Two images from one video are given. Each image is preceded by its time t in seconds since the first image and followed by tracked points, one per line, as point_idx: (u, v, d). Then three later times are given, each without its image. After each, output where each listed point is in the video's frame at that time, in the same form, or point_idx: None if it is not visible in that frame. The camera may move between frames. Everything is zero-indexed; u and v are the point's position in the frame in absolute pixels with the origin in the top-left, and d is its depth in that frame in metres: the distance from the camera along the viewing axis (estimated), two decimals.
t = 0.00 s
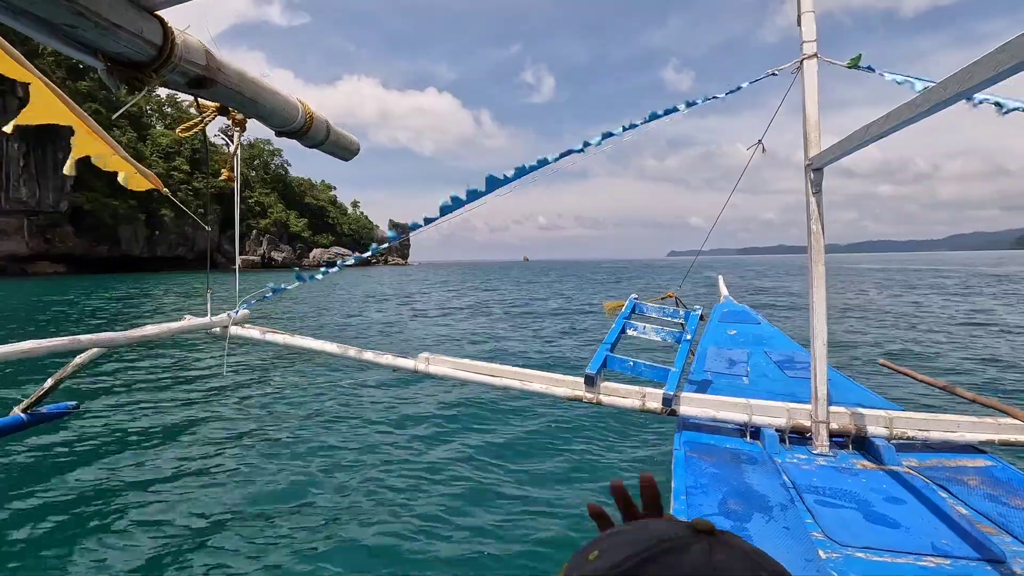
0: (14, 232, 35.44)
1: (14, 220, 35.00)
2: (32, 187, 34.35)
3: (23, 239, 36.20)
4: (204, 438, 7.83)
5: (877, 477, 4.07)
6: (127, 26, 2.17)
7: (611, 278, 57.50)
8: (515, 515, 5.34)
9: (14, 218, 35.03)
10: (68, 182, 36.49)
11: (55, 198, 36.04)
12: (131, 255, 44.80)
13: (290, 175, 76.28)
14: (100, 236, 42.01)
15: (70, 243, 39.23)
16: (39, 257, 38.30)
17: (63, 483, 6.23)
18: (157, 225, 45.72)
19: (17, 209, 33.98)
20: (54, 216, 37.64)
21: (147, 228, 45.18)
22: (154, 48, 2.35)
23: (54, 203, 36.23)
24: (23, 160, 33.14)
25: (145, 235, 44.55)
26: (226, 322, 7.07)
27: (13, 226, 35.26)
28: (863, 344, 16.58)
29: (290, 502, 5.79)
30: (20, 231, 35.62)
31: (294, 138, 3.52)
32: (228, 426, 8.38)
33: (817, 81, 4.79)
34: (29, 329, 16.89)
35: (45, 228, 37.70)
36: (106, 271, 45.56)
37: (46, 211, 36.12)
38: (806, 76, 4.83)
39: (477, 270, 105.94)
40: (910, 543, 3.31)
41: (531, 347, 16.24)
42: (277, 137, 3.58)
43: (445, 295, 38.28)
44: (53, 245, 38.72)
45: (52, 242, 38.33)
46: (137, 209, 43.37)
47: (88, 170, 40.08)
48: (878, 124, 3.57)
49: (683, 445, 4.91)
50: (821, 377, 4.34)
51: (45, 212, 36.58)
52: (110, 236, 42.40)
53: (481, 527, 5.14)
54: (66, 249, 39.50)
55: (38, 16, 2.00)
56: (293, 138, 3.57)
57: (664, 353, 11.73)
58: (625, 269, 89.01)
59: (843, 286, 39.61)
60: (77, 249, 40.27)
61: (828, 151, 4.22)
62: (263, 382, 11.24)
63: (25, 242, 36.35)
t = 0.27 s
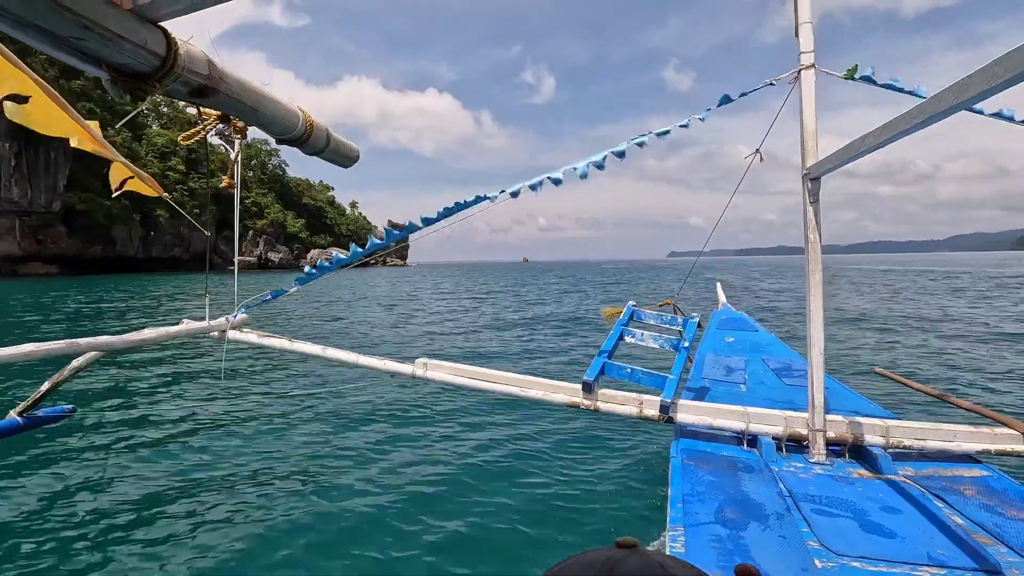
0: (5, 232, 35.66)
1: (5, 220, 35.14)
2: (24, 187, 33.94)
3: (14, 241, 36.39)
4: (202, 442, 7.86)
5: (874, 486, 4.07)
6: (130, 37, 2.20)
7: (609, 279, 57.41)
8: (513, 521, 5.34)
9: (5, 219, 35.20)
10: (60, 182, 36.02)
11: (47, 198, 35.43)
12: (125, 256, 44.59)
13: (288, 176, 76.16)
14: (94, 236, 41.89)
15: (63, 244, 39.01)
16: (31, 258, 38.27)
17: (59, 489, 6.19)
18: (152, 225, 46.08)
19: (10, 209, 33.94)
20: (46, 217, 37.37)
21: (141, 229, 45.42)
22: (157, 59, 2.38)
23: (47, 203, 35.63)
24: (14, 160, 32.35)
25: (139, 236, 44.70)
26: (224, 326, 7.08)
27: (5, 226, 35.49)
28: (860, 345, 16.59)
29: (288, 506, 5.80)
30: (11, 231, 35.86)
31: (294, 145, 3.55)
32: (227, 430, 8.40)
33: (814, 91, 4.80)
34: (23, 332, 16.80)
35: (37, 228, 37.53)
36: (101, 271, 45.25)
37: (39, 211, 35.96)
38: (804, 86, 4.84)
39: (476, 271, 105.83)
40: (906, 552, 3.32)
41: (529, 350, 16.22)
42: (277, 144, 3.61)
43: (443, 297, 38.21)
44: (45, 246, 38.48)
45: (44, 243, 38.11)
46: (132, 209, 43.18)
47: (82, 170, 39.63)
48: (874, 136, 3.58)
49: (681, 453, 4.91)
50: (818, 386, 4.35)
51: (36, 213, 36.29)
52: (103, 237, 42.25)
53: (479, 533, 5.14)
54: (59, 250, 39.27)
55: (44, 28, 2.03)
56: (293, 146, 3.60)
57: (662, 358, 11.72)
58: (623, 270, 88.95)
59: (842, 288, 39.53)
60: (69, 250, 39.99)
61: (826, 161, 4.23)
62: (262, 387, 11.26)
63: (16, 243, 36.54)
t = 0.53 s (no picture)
0: None
1: None
2: (14, 186, 33.81)
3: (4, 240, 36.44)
4: (199, 439, 7.87)
5: (870, 498, 4.06)
6: (146, 40, 2.20)
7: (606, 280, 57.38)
8: (511, 525, 5.34)
9: None
10: (51, 181, 35.43)
11: (37, 197, 35.12)
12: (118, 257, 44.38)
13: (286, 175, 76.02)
14: (85, 236, 41.55)
15: (54, 244, 38.88)
16: (21, 258, 38.34)
17: (58, 485, 6.18)
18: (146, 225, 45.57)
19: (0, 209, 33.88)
20: (37, 216, 37.14)
21: (136, 229, 44.94)
22: (170, 61, 2.36)
23: (38, 203, 35.45)
24: (4, 159, 32.17)
25: (133, 235, 44.44)
26: (222, 324, 7.06)
27: None
28: (853, 348, 16.61)
29: (287, 505, 5.81)
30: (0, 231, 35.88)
31: (302, 149, 3.54)
32: (224, 427, 8.43)
33: (818, 103, 4.80)
34: (16, 332, 16.73)
35: (27, 228, 37.41)
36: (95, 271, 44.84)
37: (30, 210, 35.72)
38: (807, 98, 4.84)
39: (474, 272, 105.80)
40: (900, 566, 3.31)
41: (527, 351, 16.22)
42: (285, 148, 3.60)
43: (440, 297, 38.21)
44: (36, 245, 38.42)
45: (35, 242, 38.08)
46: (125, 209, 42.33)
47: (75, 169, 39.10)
48: (877, 148, 3.58)
49: (677, 460, 4.91)
50: (816, 398, 4.34)
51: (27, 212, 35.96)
52: (96, 236, 42.14)
53: (477, 537, 5.14)
54: (49, 249, 39.18)
55: (59, 29, 2.01)
56: (302, 150, 3.59)
57: (659, 362, 11.72)
58: (620, 271, 88.91)
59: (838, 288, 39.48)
60: (61, 249, 39.87)
61: (827, 174, 4.22)
62: (259, 385, 11.27)
63: (5, 242, 36.62)
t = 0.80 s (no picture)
0: None
1: None
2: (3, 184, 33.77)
3: None
4: (196, 429, 7.89)
5: (864, 504, 4.06)
6: (148, 29, 2.19)
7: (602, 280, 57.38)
8: (507, 522, 5.34)
9: None
10: (42, 178, 35.64)
11: (27, 195, 35.10)
12: (112, 256, 43.12)
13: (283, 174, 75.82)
14: (78, 235, 40.14)
15: (46, 243, 37.44)
16: (11, 257, 36.69)
17: (56, 473, 6.16)
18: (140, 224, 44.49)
19: None
20: (27, 214, 36.07)
21: (129, 228, 43.80)
22: (172, 51, 2.36)
23: (28, 201, 35.29)
24: None
25: (127, 235, 43.26)
26: (220, 314, 7.01)
27: None
28: (848, 348, 16.64)
29: (286, 498, 5.81)
30: None
31: (302, 142, 3.53)
32: (221, 418, 8.45)
33: (820, 110, 4.79)
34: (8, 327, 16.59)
35: (17, 227, 36.11)
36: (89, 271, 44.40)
37: (20, 209, 35.28)
38: (810, 104, 4.83)
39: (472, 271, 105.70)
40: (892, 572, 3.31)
41: (523, 350, 16.20)
42: (286, 140, 3.60)
43: (437, 296, 38.16)
44: (26, 245, 37.01)
45: (25, 242, 36.69)
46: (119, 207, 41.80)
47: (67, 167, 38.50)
48: (879, 154, 3.56)
49: (671, 462, 4.91)
50: (812, 403, 4.33)
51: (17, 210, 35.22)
52: (90, 235, 40.87)
53: (473, 533, 5.15)
54: (41, 249, 37.65)
55: (60, 16, 2.00)
56: (304, 143, 3.60)
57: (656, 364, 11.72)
58: (617, 271, 88.86)
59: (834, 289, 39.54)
60: (52, 249, 38.45)
61: (829, 180, 4.22)
62: (256, 377, 11.28)
63: None
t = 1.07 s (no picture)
0: None
1: None
2: None
3: None
4: (193, 424, 7.90)
5: (856, 499, 4.07)
6: (131, 28, 2.21)
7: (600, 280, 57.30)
8: (504, 516, 5.37)
9: None
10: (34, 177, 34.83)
11: (19, 194, 34.32)
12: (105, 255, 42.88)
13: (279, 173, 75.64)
14: (70, 234, 39.71)
15: (36, 243, 37.21)
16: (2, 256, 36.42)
17: (55, 468, 6.15)
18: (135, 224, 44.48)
19: None
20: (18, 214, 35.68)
21: (123, 228, 43.72)
22: (154, 48, 2.36)
23: (19, 200, 34.50)
24: None
25: (121, 234, 42.98)
26: (218, 311, 7.02)
27: None
28: (841, 347, 16.68)
29: (281, 492, 5.82)
30: None
31: (290, 138, 3.55)
32: (219, 413, 8.48)
33: (816, 108, 4.80)
34: None
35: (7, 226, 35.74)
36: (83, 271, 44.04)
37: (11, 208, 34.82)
38: (806, 101, 4.83)
39: (470, 271, 105.53)
40: (883, 567, 3.32)
41: (520, 350, 16.19)
42: (274, 137, 3.62)
43: (434, 296, 38.05)
44: (17, 245, 36.71)
45: (16, 242, 36.39)
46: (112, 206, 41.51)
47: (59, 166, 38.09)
48: (874, 151, 3.55)
49: (666, 458, 4.92)
50: (807, 399, 4.34)
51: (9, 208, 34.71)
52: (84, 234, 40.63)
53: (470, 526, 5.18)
54: (31, 248, 37.44)
55: (40, 14, 2.01)
56: (291, 139, 3.63)
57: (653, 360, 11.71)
58: (614, 271, 88.83)
59: (832, 289, 39.49)
60: (43, 248, 38.14)
61: (823, 177, 4.22)
62: (254, 373, 11.30)
63: None
